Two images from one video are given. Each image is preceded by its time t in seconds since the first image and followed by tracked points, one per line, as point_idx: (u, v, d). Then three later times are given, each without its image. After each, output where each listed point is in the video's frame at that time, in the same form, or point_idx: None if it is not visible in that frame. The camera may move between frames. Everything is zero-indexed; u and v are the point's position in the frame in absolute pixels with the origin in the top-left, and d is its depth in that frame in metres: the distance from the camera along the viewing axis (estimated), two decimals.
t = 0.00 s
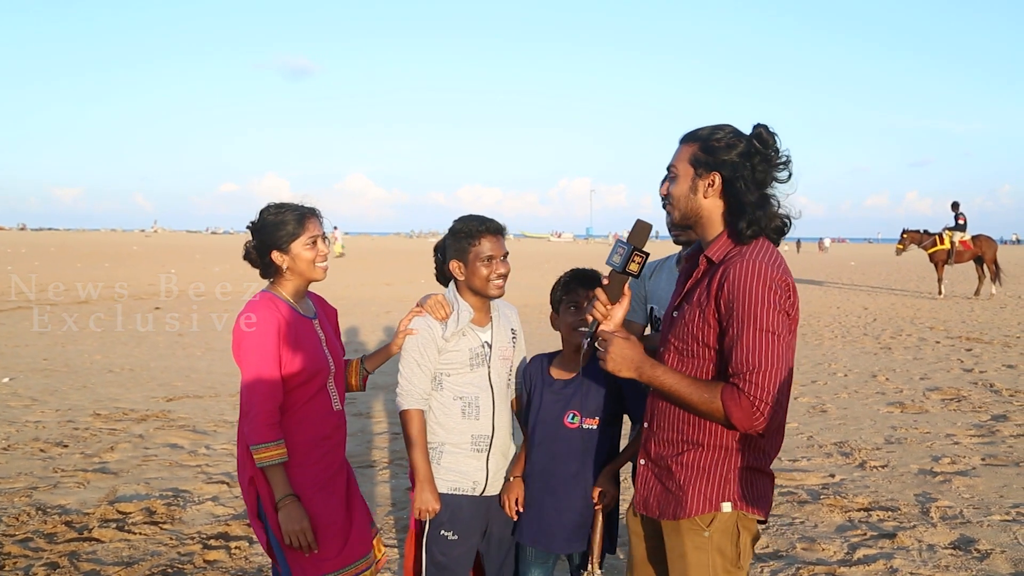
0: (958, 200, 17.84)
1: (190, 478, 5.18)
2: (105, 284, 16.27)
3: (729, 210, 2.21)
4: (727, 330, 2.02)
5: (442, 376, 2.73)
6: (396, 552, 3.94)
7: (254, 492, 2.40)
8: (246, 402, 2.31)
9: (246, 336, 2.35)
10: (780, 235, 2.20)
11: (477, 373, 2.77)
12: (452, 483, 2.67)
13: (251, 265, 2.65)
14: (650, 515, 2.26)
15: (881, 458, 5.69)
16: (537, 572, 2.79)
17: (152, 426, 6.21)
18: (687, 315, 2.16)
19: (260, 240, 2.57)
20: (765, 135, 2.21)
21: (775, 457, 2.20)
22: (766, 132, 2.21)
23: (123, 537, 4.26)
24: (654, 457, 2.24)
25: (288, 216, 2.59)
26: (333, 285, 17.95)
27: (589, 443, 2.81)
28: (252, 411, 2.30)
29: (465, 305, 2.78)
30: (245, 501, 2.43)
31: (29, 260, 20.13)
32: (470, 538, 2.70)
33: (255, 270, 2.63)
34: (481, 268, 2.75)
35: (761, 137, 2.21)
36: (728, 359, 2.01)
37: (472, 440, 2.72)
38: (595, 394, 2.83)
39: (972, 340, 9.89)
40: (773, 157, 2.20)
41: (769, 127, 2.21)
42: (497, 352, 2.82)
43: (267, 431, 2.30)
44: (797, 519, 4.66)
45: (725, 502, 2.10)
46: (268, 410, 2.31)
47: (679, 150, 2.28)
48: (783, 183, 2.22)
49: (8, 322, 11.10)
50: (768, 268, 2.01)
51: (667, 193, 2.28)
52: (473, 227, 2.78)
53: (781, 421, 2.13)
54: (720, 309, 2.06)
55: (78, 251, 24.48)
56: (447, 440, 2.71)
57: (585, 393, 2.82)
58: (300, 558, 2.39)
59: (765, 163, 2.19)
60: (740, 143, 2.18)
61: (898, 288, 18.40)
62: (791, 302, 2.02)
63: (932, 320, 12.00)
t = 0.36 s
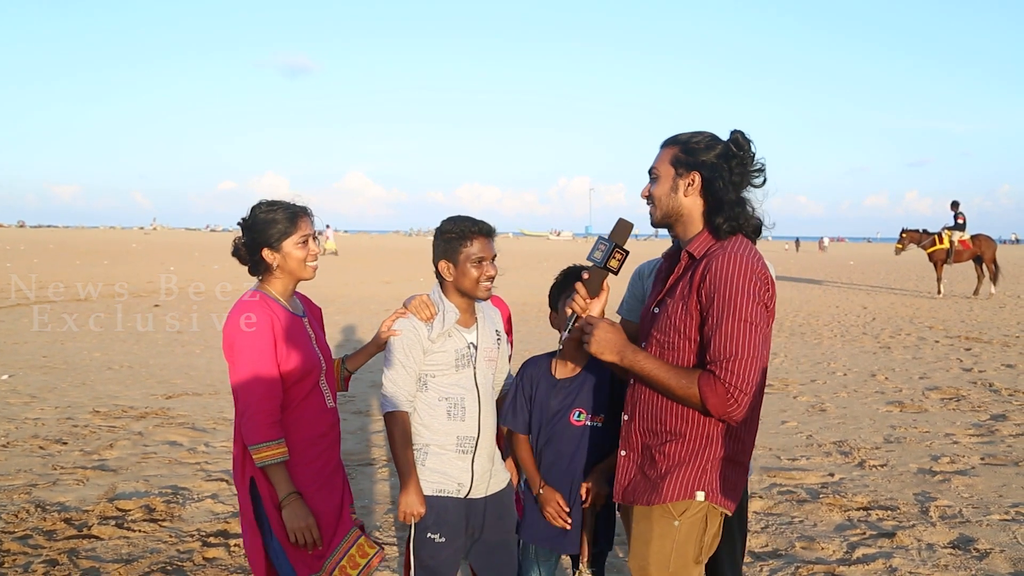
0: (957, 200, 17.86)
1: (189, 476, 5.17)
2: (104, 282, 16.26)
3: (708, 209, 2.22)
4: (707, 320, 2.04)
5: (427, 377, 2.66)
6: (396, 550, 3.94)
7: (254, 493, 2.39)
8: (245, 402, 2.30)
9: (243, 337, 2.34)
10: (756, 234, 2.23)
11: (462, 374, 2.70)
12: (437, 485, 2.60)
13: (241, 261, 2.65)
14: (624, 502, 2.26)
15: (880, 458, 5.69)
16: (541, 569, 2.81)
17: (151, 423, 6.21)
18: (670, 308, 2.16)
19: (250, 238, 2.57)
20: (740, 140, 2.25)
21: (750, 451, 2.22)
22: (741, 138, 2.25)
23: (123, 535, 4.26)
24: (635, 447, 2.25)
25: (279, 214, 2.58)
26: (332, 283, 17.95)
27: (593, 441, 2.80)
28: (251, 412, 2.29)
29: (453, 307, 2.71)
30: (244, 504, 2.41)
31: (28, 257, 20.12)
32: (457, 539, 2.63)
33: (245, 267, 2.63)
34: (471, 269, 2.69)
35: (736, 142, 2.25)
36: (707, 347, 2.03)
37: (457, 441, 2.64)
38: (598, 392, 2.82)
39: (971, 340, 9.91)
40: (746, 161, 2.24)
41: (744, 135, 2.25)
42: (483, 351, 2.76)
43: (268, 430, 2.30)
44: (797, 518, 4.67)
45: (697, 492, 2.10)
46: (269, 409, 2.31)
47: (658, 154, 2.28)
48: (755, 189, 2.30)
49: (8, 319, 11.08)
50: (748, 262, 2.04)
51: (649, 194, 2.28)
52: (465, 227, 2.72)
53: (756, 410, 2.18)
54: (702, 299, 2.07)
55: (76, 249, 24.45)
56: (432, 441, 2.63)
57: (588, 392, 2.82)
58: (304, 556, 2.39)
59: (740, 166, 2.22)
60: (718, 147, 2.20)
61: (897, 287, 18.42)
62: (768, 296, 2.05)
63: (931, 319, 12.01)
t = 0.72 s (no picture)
0: (956, 199, 17.88)
1: (188, 474, 5.17)
2: (103, 281, 16.25)
3: (708, 209, 2.22)
4: (705, 315, 2.04)
5: (427, 376, 2.66)
6: (395, 549, 3.94)
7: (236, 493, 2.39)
8: (227, 402, 2.30)
9: (223, 338, 2.33)
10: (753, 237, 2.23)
11: (462, 372, 2.69)
12: (439, 483, 2.59)
13: (227, 259, 2.64)
14: (617, 498, 2.25)
15: (879, 457, 5.69)
16: (543, 566, 2.81)
17: (150, 422, 6.21)
18: (667, 304, 2.15)
19: (236, 235, 2.57)
20: (744, 143, 2.25)
21: (740, 445, 2.22)
22: (745, 140, 2.25)
23: (122, 533, 4.26)
24: (627, 443, 2.24)
25: (267, 212, 2.57)
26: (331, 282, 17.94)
27: (594, 439, 2.81)
28: (229, 414, 2.29)
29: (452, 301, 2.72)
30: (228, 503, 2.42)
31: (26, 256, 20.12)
32: (460, 538, 2.61)
33: (231, 265, 2.63)
34: (471, 267, 2.70)
35: (740, 144, 2.25)
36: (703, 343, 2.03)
37: (458, 440, 2.64)
38: (595, 390, 2.82)
39: (970, 339, 9.91)
40: (749, 165, 2.24)
41: (747, 137, 2.26)
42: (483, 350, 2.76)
43: (249, 430, 2.30)
44: (796, 517, 4.67)
45: (691, 487, 2.11)
46: (248, 410, 2.30)
47: (663, 150, 2.28)
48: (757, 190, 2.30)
49: (7, 318, 11.08)
50: (747, 262, 2.05)
51: (650, 190, 2.28)
52: (469, 226, 2.73)
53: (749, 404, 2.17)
54: (700, 296, 2.07)
55: (76, 247, 24.44)
56: (433, 440, 2.63)
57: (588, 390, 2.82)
58: (285, 557, 2.37)
59: (742, 169, 2.23)
60: (721, 147, 2.21)
61: (897, 287, 18.41)
62: (765, 295, 2.06)
63: (931, 318, 12.01)
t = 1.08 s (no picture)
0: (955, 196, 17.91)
1: (187, 474, 5.17)
2: (102, 280, 16.23)
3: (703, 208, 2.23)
4: (708, 314, 2.04)
5: (419, 374, 2.66)
6: (394, 548, 3.94)
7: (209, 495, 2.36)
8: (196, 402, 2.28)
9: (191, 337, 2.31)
10: (743, 239, 2.25)
11: (454, 371, 2.68)
12: (429, 482, 2.59)
13: (209, 256, 2.63)
14: (615, 498, 2.25)
15: (878, 455, 5.69)
16: (545, 563, 2.81)
17: (149, 421, 6.21)
18: (667, 302, 2.14)
19: (219, 229, 2.57)
20: (741, 146, 2.27)
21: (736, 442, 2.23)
22: (742, 144, 2.26)
23: (121, 533, 4.25)
24: (623, 441, 2.24)
25: (251, 208, 2.57)
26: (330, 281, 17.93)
27: (592, 438, 2.83)
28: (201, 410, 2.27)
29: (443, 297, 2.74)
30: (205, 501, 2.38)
31: (25, 255, 20.11)
32: (452, 535, 2.60)
33: (212, 261, 2.62)
34: (446, 266, 2.68)
35: (737, 147, 2.26)
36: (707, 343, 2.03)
37: (448, 439, 2.63)
38: (593, 389, 2.84)
39: (969, 336, 9.91)
40: (745, 169, 2.26)
41: (744, 141, 2.28)
42: (476, 348, 2.73)
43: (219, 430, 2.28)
44: (795, 514, 4.67)
45: (689, 484, 2.11)
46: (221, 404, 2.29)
47: (660, 146, 2.28)
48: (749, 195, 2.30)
49: (6, 317, 11.06)
50: (748, 260, 2.06)
51: (645, 184, 2.27)
52: (459, 226, 2.71)
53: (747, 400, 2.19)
54: (702, 294, 2.07)
55: (74, 246, 24.42)
56: (424, 439, 2.62)
57: (586, 389, 2.84)
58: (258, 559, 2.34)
59: (738, 172, 2.24)
60: (720, 147, 2.22)
61: (896, 284, 18.43)
62: (766, 293, 2.07)
63: (929, 316, 12.02)
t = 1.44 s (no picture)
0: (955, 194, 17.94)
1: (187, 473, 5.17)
2: (102, 279, 16.24)
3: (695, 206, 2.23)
4: (707, 313, 2.04)
5: (416, 373, 2.66)
6: (393, 546, 3.94)
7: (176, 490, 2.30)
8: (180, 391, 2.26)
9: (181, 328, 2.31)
10: (736, 237, 2.25)
11: (450, 370, 2.66)
12: (426, 481, 2.59)
13: (199, 252, 2.59)
14: (614, 498, 2.25)
15: (878, 454, 5.69)
16: (546, 563, 2.82)
17: (149, 420, 6.21)
18: (664, 302, 2.13)
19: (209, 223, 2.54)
20: (731, 145, 2.26)
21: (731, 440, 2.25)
22: (732, 142, 2.26)
23: (121, 531, 4.26)
24: (621, 441, 2.24)
25: (241, 202, 2.56)
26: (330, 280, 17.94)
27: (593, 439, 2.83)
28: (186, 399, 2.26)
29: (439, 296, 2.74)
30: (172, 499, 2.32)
31: (26, 254, 20.14)
32: (449, 535, 2.60)
33: (201, 256, 2.58)
34: (442, 269, 2.68)
35: (728, 145, 2.25)
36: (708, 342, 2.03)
37: (444, 438, 2.62)
38: (594, 391, 2.85)
39: (969, 336, 9.91)
40: (735, 169, 2.25)
41: (733, 140, 2.28)
42: (473, 347, 2.71)
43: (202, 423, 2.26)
44: (795, 514, 4.67)
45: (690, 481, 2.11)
46: (203, 397, 2.28)
47: (651, 146, 2.28)
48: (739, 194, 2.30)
49: (5, 316, 11.06)
50: (744, 259, 2.06)
51: (636, 183, 2.26)
52: (453, 228, 2.71)
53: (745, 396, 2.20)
54: (700, 294, 2.07)
55: (75, 245, 24.46)
56: (422, 438, 2.62)
57: (585, 392, 2.85)
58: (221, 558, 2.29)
59: (728, 171, 2.24)
60: (711, 146, 2.22)
61: (896, 283, 18.44)
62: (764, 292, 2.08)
63: (929, 315, 12.02)
